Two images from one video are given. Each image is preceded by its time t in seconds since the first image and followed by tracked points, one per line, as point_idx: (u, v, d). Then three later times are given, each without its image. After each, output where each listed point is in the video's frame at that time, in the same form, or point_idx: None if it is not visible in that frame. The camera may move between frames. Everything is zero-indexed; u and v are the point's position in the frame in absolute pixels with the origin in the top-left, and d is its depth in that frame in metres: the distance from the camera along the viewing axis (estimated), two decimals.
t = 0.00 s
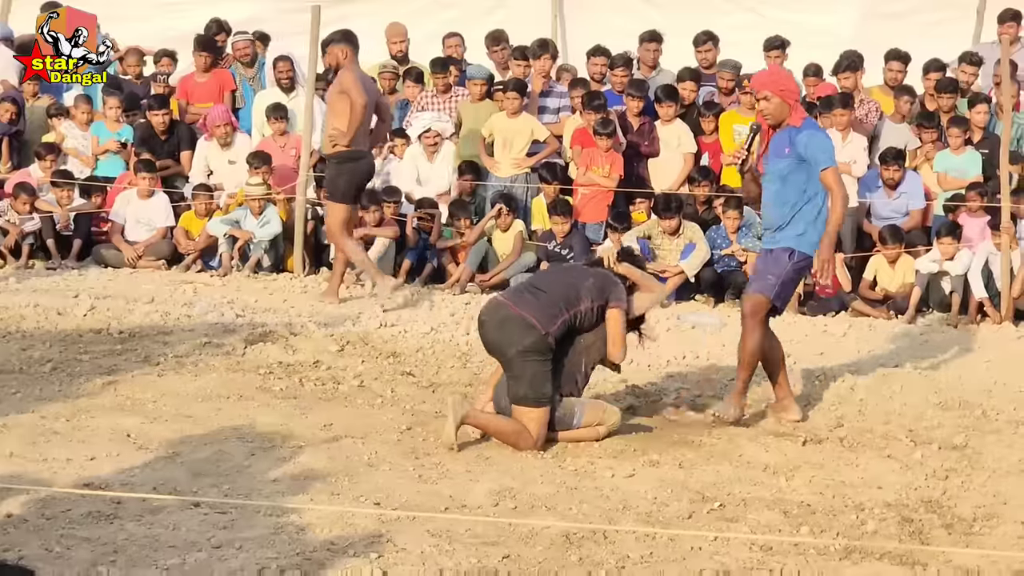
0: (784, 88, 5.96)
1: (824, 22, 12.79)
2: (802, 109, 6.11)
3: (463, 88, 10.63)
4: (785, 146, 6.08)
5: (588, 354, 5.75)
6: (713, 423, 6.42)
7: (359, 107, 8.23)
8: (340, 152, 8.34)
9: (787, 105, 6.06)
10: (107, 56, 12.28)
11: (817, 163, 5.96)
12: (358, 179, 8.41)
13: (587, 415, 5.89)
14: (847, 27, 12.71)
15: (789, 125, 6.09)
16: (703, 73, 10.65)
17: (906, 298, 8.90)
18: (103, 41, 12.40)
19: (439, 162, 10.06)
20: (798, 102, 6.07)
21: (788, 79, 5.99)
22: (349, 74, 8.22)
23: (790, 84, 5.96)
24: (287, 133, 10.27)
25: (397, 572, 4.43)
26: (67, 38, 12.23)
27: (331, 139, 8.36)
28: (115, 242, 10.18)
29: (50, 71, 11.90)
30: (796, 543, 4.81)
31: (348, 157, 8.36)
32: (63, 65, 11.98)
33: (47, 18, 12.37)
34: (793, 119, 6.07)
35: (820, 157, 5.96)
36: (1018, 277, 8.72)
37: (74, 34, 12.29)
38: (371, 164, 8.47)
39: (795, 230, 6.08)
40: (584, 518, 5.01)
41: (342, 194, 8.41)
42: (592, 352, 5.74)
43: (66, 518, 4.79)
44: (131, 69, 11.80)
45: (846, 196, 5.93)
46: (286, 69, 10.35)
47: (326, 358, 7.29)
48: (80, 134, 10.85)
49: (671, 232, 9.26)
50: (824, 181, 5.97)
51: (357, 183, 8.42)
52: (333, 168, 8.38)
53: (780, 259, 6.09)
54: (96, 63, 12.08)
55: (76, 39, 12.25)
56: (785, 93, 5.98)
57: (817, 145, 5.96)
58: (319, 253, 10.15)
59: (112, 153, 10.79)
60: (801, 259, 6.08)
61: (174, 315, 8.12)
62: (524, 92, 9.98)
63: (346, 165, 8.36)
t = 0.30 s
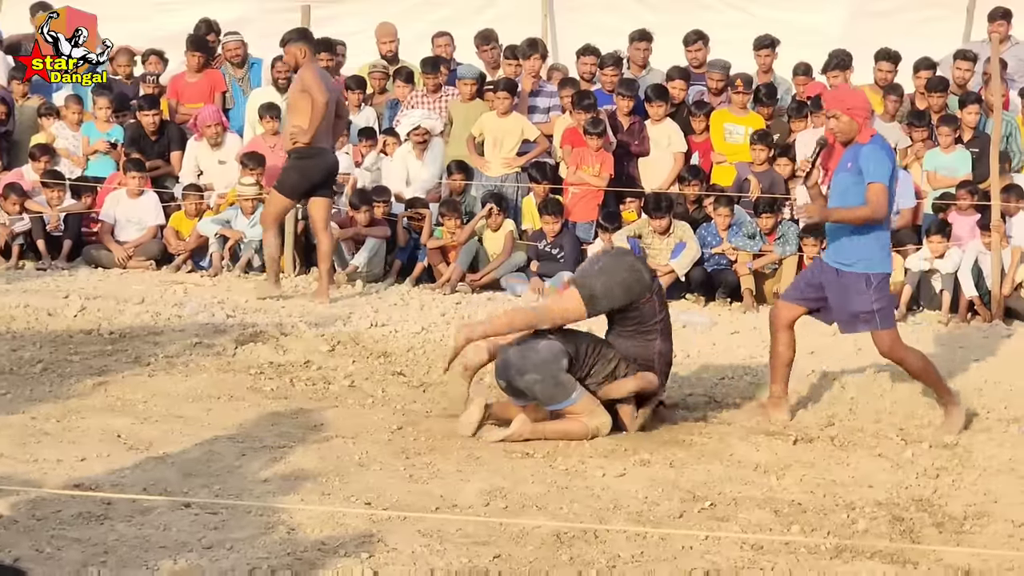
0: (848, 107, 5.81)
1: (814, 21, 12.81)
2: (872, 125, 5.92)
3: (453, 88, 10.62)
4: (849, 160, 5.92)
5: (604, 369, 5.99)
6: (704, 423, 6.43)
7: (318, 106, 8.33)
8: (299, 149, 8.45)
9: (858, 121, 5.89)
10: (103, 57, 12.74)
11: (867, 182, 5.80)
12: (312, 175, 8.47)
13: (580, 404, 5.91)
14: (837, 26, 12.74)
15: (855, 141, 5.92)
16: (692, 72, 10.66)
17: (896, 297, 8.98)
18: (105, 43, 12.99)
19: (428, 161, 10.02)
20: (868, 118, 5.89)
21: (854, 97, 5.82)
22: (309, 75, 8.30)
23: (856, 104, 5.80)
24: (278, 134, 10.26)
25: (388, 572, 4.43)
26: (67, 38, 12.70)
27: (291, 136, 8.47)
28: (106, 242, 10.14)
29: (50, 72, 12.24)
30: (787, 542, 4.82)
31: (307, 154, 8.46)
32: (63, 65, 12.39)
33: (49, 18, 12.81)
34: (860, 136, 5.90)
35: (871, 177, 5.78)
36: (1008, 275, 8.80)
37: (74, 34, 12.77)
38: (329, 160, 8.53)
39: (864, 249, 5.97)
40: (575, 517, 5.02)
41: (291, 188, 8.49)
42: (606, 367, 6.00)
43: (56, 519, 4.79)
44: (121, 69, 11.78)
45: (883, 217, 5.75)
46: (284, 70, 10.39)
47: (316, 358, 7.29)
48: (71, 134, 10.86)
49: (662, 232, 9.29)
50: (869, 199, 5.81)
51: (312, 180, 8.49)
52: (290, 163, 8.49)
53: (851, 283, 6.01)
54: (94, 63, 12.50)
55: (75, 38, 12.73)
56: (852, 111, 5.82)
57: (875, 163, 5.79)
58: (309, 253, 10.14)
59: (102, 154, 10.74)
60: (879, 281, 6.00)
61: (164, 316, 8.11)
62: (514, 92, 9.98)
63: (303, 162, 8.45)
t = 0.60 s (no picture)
0: (907, 97, 5.97)
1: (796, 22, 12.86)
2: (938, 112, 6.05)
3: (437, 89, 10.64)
4: (917, 151, 6.05)
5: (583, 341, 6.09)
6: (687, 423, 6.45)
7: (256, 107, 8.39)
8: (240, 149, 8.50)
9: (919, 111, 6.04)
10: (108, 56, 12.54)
11: (941, 171, 5.91)
12: (255, 175, 8.53)
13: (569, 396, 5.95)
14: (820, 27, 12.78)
15: (921, 131, 6.06)
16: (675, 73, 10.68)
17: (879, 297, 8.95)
18: (103, 42, 12.94)
19: (411, 164, 10.07)
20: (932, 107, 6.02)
21: (917, 86, 5.96)
22: (247, 75, 8.39)
23: (917, 93, 5.95)
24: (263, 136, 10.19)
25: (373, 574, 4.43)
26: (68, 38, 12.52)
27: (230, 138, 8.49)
28: (87, 244, 10.13)
29: (50, 72, 11.79)
30: (771, 543, 4.83)
31: (249, 153, 8.50)
32: (63, 66, 11.91)
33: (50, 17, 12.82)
34: (923, 124, 6.03)
35: (944, 166, 5.89)
36: (991, 275, 8.83)
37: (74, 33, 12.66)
38: (271, 159, 8.57)
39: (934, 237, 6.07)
40: (559, 519, 5.02)
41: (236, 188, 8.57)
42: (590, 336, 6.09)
43: (39, 522, 4.77)
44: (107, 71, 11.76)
45: (965, 207, 5.86)
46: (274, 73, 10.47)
47: (300, 360, 7.28)
48: (52, 137, 10.85)
49: (644, 233, 9.28)
50: (947, 189, 5.91)
51: (256, 179, 8.54)
52: (234, 162, 8.53)
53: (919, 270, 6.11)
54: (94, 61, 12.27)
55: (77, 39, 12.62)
56: (911, 101, 5.98)
57: (944, 152, 5.90)
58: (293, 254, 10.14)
59: (84, 156, 10.68)
60: (942, 265, 6.07)
61: (147, 318, 8.09)
62: (497, 93, 9.97)
63: (246, 161, 8.50)
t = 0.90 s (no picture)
0: (940, 105, 5.94)
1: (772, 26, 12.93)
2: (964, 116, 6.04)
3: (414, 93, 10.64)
4: (954, 158, 6.04)
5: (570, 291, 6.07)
6: (663, 427, 6.47)
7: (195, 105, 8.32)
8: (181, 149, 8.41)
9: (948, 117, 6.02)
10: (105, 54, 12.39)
11: (986, 175, 5.90)
12: (202, 174, 8.47)
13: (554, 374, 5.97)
14: (795, 31, 12.85)
15: (952, 137, 6.03)
16: (651, 76, 10.72)
17: (856, 300, 8.99)
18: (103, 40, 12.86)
19: (386, 170, 10.02)
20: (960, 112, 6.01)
21: (947, 92, 5.94)
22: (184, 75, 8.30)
23: (949, 100, 5.92)
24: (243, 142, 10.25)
25: None
26: (68, 38, 12.51)
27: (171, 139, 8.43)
28: (63, 249, 10.06)
29: (51, 71, 11.70)
30: (748, 547, 4.85)
31: (189, 154, 8.43)
32: (65, 64, 11.84)
33: (48, 18, 12.80)
34: (954, 130, 6.01)
35: (989, 170, 5.89)
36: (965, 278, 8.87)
37: (74, 33, 12.66)
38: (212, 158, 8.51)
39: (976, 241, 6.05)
40: (536, 524, 5.02)
41: (188, 189, 8.48)
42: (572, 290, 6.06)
43: (14, 529, 4.74)
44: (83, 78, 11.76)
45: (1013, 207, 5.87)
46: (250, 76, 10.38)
47: (276, 364, 7.26)
48: (26, 142, 10.76)
49: (621, 235, 9.28)
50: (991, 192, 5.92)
51: (201, 179, 8.49)
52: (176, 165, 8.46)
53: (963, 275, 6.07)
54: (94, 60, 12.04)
55: (76, 39, 12.55)
56: (942, 108, 5.95)
57: (987, 156, 5.91)
58: (269, 259, 10.07)
59: (59, 160, 10.61)
60: (986, 269, 6.06)
61: (122, 323, 8.05)
62: (473, 97, 9.99)
63: (187, 161, 8.43)
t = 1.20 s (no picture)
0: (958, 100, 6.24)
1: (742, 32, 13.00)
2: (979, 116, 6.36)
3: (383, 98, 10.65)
4: (973, 155, 6.33)
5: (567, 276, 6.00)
6: (634, 433, 6.50)
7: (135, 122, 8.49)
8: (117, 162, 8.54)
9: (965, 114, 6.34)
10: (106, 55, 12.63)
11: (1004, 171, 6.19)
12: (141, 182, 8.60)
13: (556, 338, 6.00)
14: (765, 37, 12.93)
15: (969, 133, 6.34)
16: (621, 81, 10.76)
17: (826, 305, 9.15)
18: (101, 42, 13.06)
19: (358, 177, 9.97)
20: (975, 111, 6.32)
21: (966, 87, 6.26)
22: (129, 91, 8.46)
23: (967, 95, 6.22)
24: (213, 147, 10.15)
25: None
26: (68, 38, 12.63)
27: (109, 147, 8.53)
28: (33, 256, 10.00)
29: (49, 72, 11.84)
30: (720, 552, 4.87)
31: (127, 162, 8.57)
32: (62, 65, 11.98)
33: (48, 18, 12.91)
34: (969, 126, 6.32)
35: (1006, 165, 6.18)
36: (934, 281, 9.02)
37: (73, 33, 12.68)
38: (148, 168, 8.67)
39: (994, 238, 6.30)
40: (507, 530, 5.03)
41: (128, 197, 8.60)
42: (571, 264, 6.02)
43: None
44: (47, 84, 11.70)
45: None
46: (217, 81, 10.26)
47: (246, 371, 7.24)
48: None
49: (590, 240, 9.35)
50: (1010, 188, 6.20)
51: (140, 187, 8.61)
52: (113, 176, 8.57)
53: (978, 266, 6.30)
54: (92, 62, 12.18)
55: (76, 39, 12.66)
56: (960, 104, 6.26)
57: (1003, 152, 6.20)
58: (239, 264, 10.04)
59: (28, 167, 10.54)
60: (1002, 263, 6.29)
61: (92, 330, 8.00)
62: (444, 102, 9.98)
63: (126, 169, 8.55)
